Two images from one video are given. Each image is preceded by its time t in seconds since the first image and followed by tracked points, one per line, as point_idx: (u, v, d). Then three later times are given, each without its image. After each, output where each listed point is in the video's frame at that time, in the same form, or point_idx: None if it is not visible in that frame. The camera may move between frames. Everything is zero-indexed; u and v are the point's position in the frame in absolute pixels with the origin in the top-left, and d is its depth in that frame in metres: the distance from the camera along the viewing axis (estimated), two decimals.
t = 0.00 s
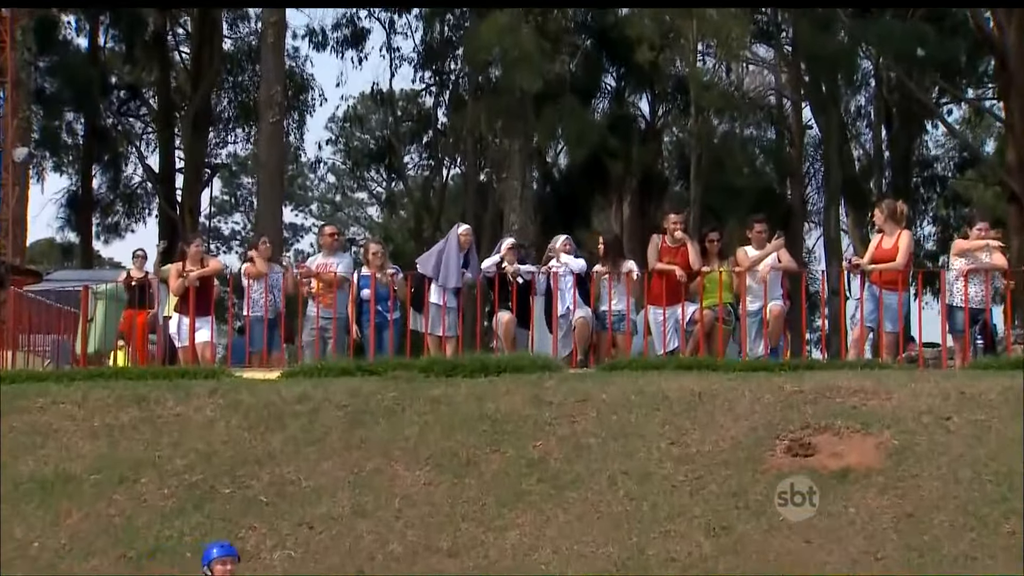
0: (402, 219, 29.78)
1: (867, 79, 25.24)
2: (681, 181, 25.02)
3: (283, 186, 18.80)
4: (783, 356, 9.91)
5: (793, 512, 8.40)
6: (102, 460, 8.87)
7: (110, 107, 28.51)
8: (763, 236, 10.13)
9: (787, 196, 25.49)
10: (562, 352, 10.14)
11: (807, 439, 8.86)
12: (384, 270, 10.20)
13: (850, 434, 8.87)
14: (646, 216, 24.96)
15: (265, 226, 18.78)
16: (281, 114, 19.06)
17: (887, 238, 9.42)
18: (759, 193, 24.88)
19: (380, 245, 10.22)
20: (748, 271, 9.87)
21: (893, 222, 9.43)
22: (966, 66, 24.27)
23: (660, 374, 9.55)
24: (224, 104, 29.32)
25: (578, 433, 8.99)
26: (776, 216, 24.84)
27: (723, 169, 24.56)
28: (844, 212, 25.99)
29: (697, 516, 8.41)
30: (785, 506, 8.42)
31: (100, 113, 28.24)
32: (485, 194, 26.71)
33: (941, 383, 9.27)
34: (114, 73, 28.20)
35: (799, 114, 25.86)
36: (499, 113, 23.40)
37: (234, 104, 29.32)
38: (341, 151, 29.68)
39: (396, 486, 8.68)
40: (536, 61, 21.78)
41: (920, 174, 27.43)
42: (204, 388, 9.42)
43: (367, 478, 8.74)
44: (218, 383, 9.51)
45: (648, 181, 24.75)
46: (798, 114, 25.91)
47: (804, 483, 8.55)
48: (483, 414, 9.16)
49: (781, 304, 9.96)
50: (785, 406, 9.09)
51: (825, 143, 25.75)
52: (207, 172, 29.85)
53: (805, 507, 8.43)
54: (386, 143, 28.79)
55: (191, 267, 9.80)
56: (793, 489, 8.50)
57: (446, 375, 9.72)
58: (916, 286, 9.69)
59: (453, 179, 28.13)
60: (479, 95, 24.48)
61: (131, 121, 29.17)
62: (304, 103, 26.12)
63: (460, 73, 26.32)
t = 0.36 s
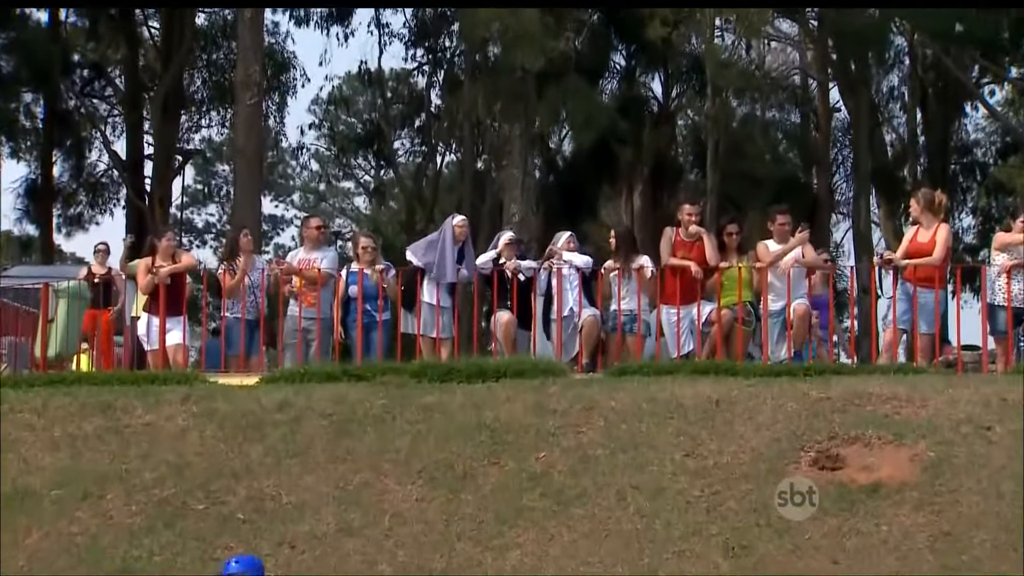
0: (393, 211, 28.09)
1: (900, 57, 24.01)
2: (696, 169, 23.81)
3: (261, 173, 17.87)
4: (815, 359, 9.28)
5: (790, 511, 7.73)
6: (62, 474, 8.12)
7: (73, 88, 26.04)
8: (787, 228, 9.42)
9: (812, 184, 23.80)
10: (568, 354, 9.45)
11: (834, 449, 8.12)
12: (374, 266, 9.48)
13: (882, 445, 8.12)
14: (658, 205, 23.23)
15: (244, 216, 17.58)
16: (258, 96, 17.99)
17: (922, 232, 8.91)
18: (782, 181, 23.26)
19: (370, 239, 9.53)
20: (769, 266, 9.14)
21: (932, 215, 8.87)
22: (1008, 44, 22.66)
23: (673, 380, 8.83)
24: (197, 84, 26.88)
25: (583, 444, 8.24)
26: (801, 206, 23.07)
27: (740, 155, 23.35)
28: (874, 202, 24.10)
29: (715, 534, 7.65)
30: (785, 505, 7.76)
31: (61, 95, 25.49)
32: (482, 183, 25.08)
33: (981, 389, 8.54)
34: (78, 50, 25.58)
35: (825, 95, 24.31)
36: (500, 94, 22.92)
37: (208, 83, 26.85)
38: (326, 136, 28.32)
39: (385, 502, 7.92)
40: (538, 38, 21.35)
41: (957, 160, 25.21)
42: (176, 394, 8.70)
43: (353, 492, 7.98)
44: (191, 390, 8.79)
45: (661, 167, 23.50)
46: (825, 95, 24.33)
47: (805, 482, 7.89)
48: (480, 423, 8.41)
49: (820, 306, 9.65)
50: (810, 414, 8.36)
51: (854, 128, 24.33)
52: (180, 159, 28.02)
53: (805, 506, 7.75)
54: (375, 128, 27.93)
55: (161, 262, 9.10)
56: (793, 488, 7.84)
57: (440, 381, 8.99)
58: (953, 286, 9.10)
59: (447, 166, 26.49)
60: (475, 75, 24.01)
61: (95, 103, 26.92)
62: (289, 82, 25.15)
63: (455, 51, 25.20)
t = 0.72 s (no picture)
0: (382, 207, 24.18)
1: (936, 34, 21.33)
2: (714, 157, 20.71)
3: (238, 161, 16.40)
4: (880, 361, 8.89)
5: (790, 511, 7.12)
6: (19, 490, 7.39)
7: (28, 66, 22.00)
8: (813, 220, 8.78)
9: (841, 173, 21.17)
10: (572, 359, 8.80)
11: (865, 464, 7.41)
12: (363, 263, 8.84)
13: (918, 459, 7.40)
14: (672, 199, 20.44)
15: (217, 206, 15.86)
16: (235, 79, 16.72)
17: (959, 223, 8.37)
18: (808, 170, 20.51)
19: (357, 233, 8.86)
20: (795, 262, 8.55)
21: (970, 208, 8.36)
22: None
23: (689, 388, 8.13)
24: (167, 62, 22.17)
25: (591, 458, 7.53)
26: (828, 197, 20.54)
27: (762, 139, 20.32)
28: (909, 192, 21.49)
29: (738, 556, 6.89)
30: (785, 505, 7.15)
31: (16, 74, 21.81)
32: (480, 171, 20.90)
33: None
34: (34, 25, 21.31)
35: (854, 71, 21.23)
36: (499, 74, 19.21)
37: (178, 62, 22.08)
38: (309, 120, 23.55)
39: (372, 521, 7.17)
40: (539, 13, 18.17)
41: (1001, 147, 21.57)
42: (144, 403, 8.00)
43: (337, 510, 7.24)
44: (161, 399, 8.09)
45: (673, 152, 20.34)
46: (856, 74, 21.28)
47: (805, 481, 7.28)
48: (478, 435, 7.70)
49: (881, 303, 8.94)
50: (839, 425, 7.66)
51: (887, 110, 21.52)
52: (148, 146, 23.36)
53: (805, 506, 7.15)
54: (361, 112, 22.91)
55: (128, 259, 8.59)
56: (793, 488, 7.23)
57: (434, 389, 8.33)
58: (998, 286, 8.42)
59: (443, 154, 21.92)
60: (472, 55, 19.95)
61: (55, 84, 22.46)
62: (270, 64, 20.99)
63: (451, 25, 20.49)
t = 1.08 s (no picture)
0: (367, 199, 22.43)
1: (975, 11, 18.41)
2: (732, 145, 18.79)
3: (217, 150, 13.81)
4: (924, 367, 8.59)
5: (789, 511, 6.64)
6: None
7: None
8: (841, 212, 8.21)
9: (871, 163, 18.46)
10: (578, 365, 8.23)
11: (897, 479, 6.80)
12: (351, 260, 8.25)
13: (954, 473, 6.81)
14: (686, 190, 18.45)
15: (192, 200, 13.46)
16: (213, 58, 13.61)
17: (988, 217, 8.04)
18: (837, 161, 17.89)
19: (345, 228, 8.26)
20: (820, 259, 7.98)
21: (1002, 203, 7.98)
22: None
23: (705, 397, 7.54)
24: (137, 42, 18.97)
25: (598, 472, 6.92)
26: (855, 189, 18.05)
27: (786, 126, 18.09)
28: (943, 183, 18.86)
29: None
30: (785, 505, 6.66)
31: None
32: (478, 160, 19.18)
33: None
34: None
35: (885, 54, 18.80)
36: (497, 55, 16.68)
37: (151, 42, 18.85)
38: (291, 105, 21.56)
39: (361, 540, 6.58)
40: None
41: None
42: (115, 413, 7.42)
43: (322, 529, 6.64)
44: (132, 409, 7.50)
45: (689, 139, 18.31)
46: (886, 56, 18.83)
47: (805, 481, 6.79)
48: (475, 447, 7.10)
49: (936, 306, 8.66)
50: (867, 436, 7.07)
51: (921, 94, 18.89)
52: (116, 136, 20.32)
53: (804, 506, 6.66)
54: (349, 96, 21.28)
55: (95, 255, 8.03)
56: (792, 488, 6.74)
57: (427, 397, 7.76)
58: None
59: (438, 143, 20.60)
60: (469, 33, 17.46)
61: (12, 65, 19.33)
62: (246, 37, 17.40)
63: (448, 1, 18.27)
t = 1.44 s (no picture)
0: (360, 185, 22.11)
1: None
2: (753, 132, 18.71)
3: (188, 135, 13.20)
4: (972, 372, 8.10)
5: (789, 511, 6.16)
6: None
7: None
8: (873, 206, 7.63)
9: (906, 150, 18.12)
10: (584, 373, 7.67)
11: (932, 496, 6.19)
12: (335, 258, 7.69)
13: (996, 491, 6.20)
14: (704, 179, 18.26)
15: (162, 190, 12.81)
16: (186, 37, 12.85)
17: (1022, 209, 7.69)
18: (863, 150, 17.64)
19: (328, 223, 7.69)
20: (850, 255, 7.47)
21: None
22: None
23: (724, 407, 6.96)
24: (103, 20, 18.47)
25: (605, 488, 6.34)
26: (886, 179, 17.73)
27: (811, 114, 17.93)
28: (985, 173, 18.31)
29: None
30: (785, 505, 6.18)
31: None
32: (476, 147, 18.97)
33: None
34: None
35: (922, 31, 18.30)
36: (495, 34, 15.23)
37: (117, 18, 18.24)
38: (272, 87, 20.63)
39: (346, 564, 5.97)
40: None
41: None
42: (78, 424, 6.83)
43: (303, 551, 6.04)
44: (97, 421, 6.91)
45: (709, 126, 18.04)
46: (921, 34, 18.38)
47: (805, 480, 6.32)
48: (471, 460, 6.52)
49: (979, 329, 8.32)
50: (902, 450, 6.49)
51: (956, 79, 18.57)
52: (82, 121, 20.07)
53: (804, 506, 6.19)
54: (337, 80, 20.51)
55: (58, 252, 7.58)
56: (792, 487, 6.26)
57: (420, 406, 7.21)
58: None
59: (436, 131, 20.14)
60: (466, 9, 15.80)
61: None
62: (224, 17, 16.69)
63: None
